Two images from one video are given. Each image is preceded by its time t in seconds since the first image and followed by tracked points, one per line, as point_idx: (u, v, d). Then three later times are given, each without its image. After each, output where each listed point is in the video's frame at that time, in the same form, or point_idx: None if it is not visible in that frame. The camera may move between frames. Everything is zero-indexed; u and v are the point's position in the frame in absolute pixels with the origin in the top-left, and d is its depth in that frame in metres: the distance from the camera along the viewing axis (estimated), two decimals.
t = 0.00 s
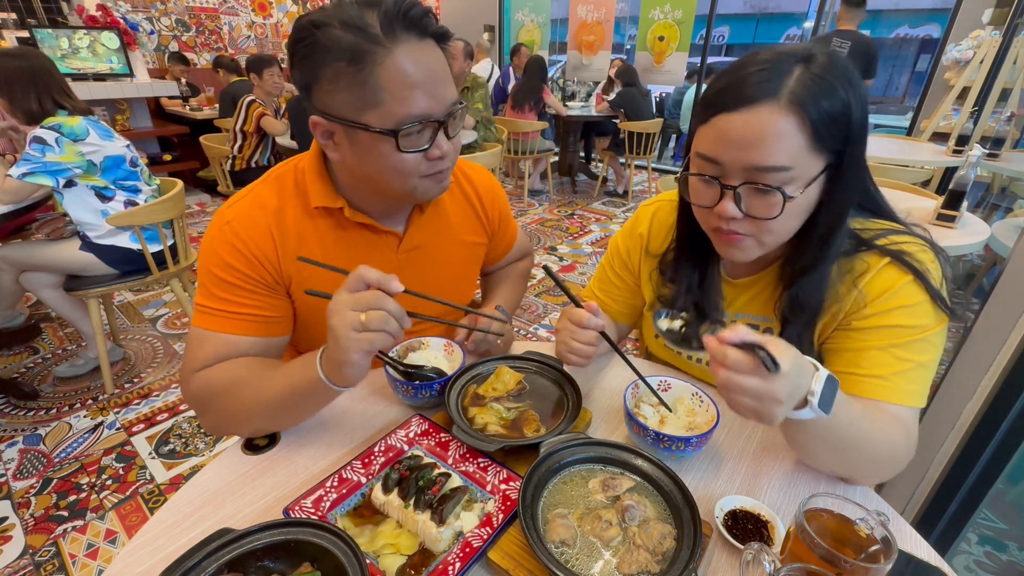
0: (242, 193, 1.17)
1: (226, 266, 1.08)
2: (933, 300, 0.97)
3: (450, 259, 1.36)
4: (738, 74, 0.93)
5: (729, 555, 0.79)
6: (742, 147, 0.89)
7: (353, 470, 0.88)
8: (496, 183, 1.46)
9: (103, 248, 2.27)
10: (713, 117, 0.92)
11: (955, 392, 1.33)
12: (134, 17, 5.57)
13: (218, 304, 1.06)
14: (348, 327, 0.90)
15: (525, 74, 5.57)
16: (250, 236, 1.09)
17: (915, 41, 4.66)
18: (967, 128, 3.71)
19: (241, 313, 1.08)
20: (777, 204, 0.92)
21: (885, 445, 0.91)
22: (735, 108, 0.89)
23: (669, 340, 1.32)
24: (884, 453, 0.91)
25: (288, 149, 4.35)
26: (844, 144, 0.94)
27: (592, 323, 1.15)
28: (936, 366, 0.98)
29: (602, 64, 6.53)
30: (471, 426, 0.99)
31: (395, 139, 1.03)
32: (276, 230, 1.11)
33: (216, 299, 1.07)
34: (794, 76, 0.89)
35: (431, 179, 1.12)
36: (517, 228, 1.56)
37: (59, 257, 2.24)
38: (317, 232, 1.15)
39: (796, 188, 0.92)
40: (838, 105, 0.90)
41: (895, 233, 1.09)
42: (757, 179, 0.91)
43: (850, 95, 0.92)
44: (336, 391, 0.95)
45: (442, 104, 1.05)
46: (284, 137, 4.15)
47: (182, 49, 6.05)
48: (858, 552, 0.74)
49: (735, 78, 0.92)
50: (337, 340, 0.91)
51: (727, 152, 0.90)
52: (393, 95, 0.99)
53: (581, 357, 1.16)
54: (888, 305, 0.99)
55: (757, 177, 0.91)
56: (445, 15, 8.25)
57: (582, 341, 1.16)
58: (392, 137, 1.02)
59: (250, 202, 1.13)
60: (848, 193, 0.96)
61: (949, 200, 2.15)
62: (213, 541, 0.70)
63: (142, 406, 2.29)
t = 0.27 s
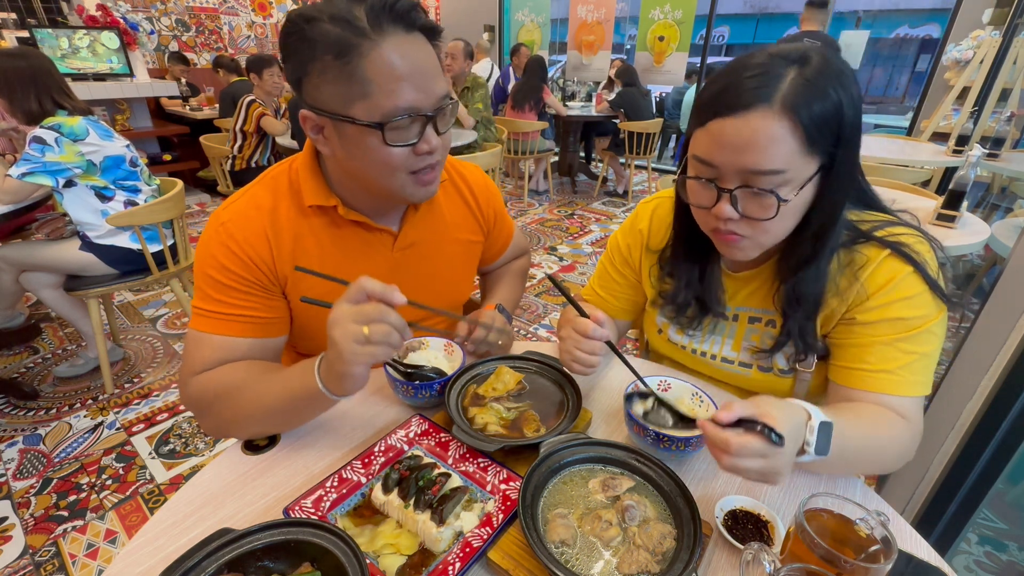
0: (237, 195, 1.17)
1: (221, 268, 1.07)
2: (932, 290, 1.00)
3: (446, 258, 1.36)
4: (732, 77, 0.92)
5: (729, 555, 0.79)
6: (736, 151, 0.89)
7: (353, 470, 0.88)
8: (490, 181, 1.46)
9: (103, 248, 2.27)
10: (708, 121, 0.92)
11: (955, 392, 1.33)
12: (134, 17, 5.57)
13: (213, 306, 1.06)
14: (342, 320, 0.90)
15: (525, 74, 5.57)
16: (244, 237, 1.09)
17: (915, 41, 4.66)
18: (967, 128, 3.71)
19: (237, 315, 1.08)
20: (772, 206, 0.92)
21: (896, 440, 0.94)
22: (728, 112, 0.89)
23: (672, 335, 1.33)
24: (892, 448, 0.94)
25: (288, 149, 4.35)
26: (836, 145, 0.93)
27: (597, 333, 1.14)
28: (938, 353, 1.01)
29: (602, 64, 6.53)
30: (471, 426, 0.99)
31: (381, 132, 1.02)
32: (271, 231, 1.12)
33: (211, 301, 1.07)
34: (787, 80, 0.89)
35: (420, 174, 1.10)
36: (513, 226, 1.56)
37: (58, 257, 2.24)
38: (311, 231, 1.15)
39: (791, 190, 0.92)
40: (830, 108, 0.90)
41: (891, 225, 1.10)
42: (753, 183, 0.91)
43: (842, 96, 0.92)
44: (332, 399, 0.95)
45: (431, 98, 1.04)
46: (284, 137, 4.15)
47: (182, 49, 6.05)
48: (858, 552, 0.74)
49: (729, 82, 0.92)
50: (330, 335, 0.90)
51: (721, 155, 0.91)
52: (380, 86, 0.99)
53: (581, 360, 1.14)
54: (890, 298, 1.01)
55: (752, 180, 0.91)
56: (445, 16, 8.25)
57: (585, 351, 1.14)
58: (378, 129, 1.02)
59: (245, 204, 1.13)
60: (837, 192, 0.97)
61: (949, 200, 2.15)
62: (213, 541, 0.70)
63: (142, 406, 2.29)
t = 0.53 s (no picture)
0: (237, 194, 1.17)
1: (220, 267, 1.07)
2: (936, 301, 0.99)
3: (444, 257, 1.36)
4: (743, 74, 0.93)
5: (729, 554, 0.79)
6: (745, 147, 0.89)
7: (353, 470, 0.88)
8: (486, 178, 1.47)
9: (103, 248, 2.27)
10: (718, 116, 0.92)
11: (955, 392, 1.33)
12: (134, 17, 5.57)
13: (212, 306, 1.06)
14: (346, 337, 0.89)
15: (525, 74, 5.57)
16: (244, 237, 1.09)
17: (915, 41, 4.66)
18: (967, 128, 3.71)
19: (237, 316, 1.07)
20: (778, 206, 0.92)
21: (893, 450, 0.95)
22: (738, 107, 0.89)
23: (673, 337, 1.33)
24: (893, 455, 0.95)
25: (288, 149, 4.35)
26: (845, 146, 0.93)
27: (597, 333, 1.14)
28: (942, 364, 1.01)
29: (602, 64, 6.53)
30: (471, 426, 0.99)
31: (339, 113, 1.01)
32: (270, 229, 1.12)
33: (210, 301, 1.06)
34: (798, 77, 0.89)
35: (383, 165, 1.07)
36: (513, 225, 1.56)
37: (58, 257, 2.24)
38: (308, 228, 1.16)
39: (798, 190, 0.92)
40: (841, 107, 0.90)
41: (898, 232, 1.10)
42: (759, 181, 0.91)
43: (853, 96, 0.92)
44: (330, 408, 0.95)
45: (398, 89, 1.00)
46: (284, 137, 4.15)
47: (182, 49, 6.05)
48: (858, 552, 0.73)
49: (740, 79, 0.92)
50: (330, 349, 0.90)
51: (729, 152, 0.90)
52: (342, 66, 0.97)
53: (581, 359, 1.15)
54: (897, 307, 1.00)
55: (759, 178, 0.91)
56: (445, 16, 8.26)
57: (585, 350, 1.15)
58: (336, 110, 1.01)
59: (244, 202, 1.13)
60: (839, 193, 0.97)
61: (949, 200, 2.15)
62: (213, 541, 0.70)
63: (142, 406, 2.29)
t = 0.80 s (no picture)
0: (240, 194, 1.17)
1: (222, 266, 1.07)
2: (940, 302, 1.00)
3: (446, 256, 1.36)
4: (746, 76, 0.92)
5: (729, 555, 0.79)
6: (749, 150, 0.89)
7: (353, 470, 0.88)
8: (487, 177, 1.47)
9: (103, 248, 2.27)
10: (721, 119, 0.92)
11: (955, 392, 1.33)
12: (134, 17, 5.57)
13: (215, 306, 1.06)
14: (345, 341, 0.89)
15: (525, 74, 5.57)
16: (247, 237, 1.09)
17: (915, 41, 4.66)
18: (967, 128, 3.71)
19: (240, 317, 1.07)
20: (783, 209, 0.92)
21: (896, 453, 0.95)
22: (743, 110, 0.89)
23: (674, 339, 1.33)
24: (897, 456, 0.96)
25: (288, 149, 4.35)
26: (850, 148, 0.93)
27: (602, 327, 1.13)
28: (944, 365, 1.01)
29: (602, 64, 6.53)
30: (471, 426, 1.00)
31: (330, 104, 1.01)
32: (272, 227, 1.12)
33: (213, 300, 1.06)
34: (802, 80, 0.89)
35: (375, 158, 1.06)
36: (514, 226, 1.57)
37: (58, 257, 2.24)
38: (309, 226, 1.16)
39: (802, 193, 0.92)
40: (846, 109, 0.90)
41: (902, 233, 1.11)
42: (763, 184, 0.91)
43: (858, 96, 0.92)
44: (329, 409, 0.95)
45: (389, 82, 1.01)
46: (284, 137, 4.16)
47: (182, 49, 6.05)
48: (858, 552, 0.73)
49: (743, 81, 0.92)
50: (330, 354, 0.89)
51: (733, 154, 0.90)
52: (334, 58, 0.98)
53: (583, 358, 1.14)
54: (901, 309, 1.01)
55: (763, 181, 0.91)
56: (445, 16, 8.26)
57: (588, 344, 1.14)
58: (328, 102, 1.01)
59: (246, 201, 1.13)
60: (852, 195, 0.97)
61: (949, 200, 2.15)
62: (213, 541, 0.70)
63: (142, 406, 2.29)
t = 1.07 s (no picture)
0: (243, 193, 1.17)
1: (225, 265, 1.07)
2: (929, 288, 1.00)
3: (447, 258, 1.36)
4: (736, 70, 0.93)
5: (729, 555, 0.79)
6: (737, 143, 0.89)
7: (353, 470, 0.88)
8: (490, 182, 1.47)
9: (103, 248, 2.27)
10: (711, 112, 0.93)
11: (955, 393, 1.33)
12: (134, 17, 5.58)
13: (216, 306, 1.06)
14: (343, 345, 0.89)
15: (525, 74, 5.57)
16: (249, 236, 1.09)
17: (915, 41, 4.66)
18: (967, 128, 3.71)
19: (240, 316, 1.07)
20: (771, 201, 0.93)
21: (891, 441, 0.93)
22: (732, 103, 0.89)
23: (670, 336, 1.33)
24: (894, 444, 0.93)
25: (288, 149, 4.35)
26: (837, 142, 0.94)
27: (609, 325, 1.14)
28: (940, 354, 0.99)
29: (602, 64, 6.53)
30: (471, 426, 1.00)
31: (335, 103, 1.01)
32: (276, 227, 1.12)
33: (214, 299, 1.06)
34: (791, 74, 0.89)
35: (382, 158, 1.06)
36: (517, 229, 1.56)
37: (59, 257, 2.24)
38: (312, 226, 1.16)
39: (791, 185, 0.93)
40: (833, 103, 0.90)
41: (887, 226, 1.11)
42: (752, 176, 0.91)
43: (846, 91, 0.92)
44: (328, 413, 0.94)
45: (394, 80, 1.01)
46: (284, 137, 4.16)
47: (182, 49, 6.05)
48: (858, 552, 0.74)
49: (733, 75, 0.92)
50: (328, 357, 0.90)
51: (724, 148, 0.91)
52: (340, 56, 0.99)
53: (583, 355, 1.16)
54: (889, 296, 1.00)
55: (752, 173, 0.91)
56: (445, 16, 8.26)
57: (595, 341, 1.15)
58: (333, 99, 1.01)
59: (249, 200, 1.13)
60: (838, 191, 0.98)
61: (949, 200, 2.15)
62: (213, 541, 0.70)
63: (142, 406, 2.29)
